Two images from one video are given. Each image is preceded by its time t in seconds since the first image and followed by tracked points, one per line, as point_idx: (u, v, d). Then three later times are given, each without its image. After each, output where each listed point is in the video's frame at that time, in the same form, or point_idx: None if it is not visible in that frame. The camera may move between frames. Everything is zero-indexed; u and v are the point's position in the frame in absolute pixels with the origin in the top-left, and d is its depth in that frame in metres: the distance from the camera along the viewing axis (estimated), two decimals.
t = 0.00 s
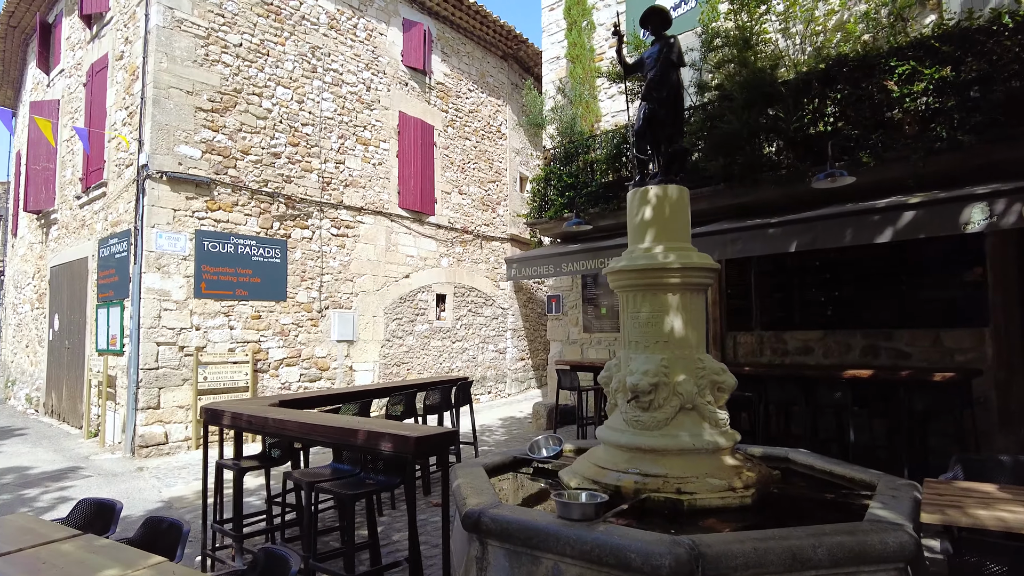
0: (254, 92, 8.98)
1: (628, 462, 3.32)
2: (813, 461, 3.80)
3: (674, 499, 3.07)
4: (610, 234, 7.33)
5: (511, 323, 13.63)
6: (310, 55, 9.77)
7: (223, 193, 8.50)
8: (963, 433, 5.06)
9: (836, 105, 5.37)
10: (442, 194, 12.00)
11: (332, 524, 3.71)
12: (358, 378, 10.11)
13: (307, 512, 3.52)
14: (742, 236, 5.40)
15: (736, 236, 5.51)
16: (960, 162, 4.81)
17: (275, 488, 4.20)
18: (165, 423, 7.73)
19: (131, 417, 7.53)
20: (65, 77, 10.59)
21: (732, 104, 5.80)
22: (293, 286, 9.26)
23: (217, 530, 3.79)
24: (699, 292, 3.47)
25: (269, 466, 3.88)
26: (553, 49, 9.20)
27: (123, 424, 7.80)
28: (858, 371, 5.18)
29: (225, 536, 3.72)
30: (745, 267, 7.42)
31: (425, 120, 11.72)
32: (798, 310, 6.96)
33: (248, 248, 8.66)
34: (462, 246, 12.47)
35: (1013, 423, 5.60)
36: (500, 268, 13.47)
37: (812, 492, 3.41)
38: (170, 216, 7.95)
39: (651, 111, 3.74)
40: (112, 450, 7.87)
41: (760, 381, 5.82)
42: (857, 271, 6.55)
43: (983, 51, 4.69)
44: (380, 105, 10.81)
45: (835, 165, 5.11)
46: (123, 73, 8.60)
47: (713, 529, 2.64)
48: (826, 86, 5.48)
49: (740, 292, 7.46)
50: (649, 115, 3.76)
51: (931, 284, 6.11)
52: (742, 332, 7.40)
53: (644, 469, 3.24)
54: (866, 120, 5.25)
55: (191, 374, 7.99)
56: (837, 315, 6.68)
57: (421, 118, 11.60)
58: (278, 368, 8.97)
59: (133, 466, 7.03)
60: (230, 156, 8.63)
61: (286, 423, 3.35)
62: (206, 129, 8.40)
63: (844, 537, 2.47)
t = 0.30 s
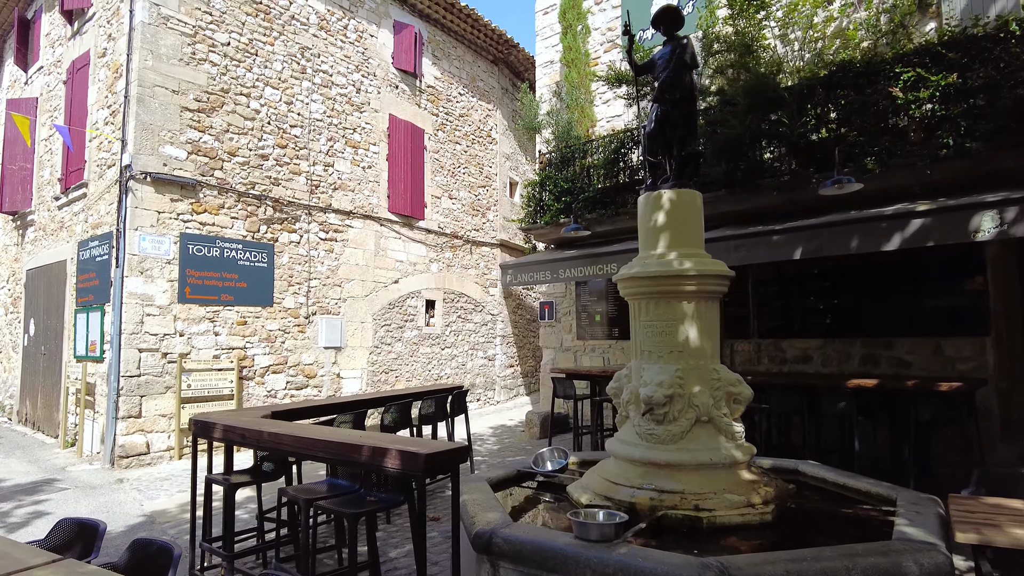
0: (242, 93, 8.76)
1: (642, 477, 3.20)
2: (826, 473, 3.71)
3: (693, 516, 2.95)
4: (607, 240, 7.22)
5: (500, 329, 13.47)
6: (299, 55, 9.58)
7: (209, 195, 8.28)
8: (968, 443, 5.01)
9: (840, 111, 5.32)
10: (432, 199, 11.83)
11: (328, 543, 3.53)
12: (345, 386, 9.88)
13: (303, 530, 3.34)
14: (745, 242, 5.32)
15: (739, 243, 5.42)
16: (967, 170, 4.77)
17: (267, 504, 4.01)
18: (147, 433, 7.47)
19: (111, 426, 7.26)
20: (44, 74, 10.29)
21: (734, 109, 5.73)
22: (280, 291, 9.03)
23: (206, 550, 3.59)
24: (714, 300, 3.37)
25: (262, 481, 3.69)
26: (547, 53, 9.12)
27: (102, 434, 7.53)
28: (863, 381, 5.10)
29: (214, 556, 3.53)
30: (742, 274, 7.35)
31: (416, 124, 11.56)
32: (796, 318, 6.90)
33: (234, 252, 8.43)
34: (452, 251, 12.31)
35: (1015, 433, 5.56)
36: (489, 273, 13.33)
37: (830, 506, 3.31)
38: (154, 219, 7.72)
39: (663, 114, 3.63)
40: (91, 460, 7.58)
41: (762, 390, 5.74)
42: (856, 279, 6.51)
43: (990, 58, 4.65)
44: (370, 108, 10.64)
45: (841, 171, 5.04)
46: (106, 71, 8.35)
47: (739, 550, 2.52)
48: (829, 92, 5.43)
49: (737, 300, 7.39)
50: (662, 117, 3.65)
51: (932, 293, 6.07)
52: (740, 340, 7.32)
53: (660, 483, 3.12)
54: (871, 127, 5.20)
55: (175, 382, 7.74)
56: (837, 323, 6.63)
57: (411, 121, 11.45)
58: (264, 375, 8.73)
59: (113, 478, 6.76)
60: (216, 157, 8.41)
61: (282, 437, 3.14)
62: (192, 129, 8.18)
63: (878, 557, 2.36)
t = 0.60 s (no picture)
0: (226, 92, 8.55)
1: (651, 488, 3.09)
2: (835, 483, 3.64)
3: (706, 528, 2.85)
4: (601, 243, 7.13)
5: (487, 334, 13.33)
6: (285, 54, 9.39)
7: (192, 196, 8.06)
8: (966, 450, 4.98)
9: (839, 115, 5.29)
10: (419, 201, 11.67)
11: (320, 559, 3.37)
12: (330, 393, 9.67)
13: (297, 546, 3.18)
14: (745, 247, 5.25)
15: (738, 247, 5.35)
16: (966, 176, 4.76)
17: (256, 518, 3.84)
18: (125, 441, 7.21)
19: (88, 434, 7.00)
20: (19, 70, 9.99)
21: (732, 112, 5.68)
22: (264, 295, 8.82)
23: (191, 566, 3.42)
24: (724, 306, 3.28)
25: (251, 494, 3.52)
26: (538, 55, 9.05)
27: (78, 442, 7.25)
28: (862, 387, 5.04)
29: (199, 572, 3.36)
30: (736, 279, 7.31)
31: (403, 125, 11.40)
32: (791, 323, 6.87)
33: (217, 254, 8.21)
34: (439, 254, 12.16)
35: (1010, 438, 5.57)
36: (476, 278, 13.19)
37: (842, 516, 3.23)
38: (135, 220, 7.48)
39: (672, 115, 3.54)
40: (65, 470, 7.30)
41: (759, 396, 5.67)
42: (851, 284, 6.50)
43: (990, 63, 4.64)
44: (357, 109, 10.46)
45: (840, 175, 5.00)
46: (85, 67, 8.10)
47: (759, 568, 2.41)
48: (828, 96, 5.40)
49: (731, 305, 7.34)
50: (670, 118, 3.57)
51: (927, 298, 6.06)
52: (733, 346, 7.27)
53: (671, 495, 3.02)
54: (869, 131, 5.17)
55: (155, 388, 7.49)
56: (831, 329, 6.60)
57: (399, 123, 11.29)
58: (247, 381, 8.51)
59: (89, 489, 6.51)
60: (199, 157, 8.19)
61: (276, 449, 2.98)
62: (174, 128, 7.96)
63: (904, 572, 2.27)
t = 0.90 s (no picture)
0: (208, 93, 8.36)
1: (655, 501, 2.98)
2: (837, 492, 3.57)
3: (715, 542, 2.75)
4: (592, 249, 7.05)
5: (473, 341, 13.18)
6: (270, 56, 9.22)
7: (173, 199, 7.85)
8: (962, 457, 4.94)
9: (834, 121, 5.26)
10: (405, 207, 11.52)
11: None
12: (314, 401, 9.46)
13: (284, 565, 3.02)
14: (741, 252, 5.19)
15: (733, 253, 5.29)
16: (962, 181, 4.73)
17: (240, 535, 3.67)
18: (101, 452, 6.95)
19: (61, 445, 6.73)
20: None
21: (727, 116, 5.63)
22: (247, 301, 8.61)
23: None
24: (728, 311, 3.18)
25: (235, 509, 3.35)
26: (526, 60, 8.98)
27: (51, 454, 6.98)
28: (859, 394, 4.99)
29: None
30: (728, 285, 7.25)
31: (389, 129, 11.26)
32: (783, 330, 6.82)
33: (198, 259, 8.00)
34: (425, 260, 12.00)
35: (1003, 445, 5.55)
36: (462, 284, 13.05)
37: (850, 527, 3.14)
38: (113, 223, 7.25)
39: (674, 115, 3.47)
40: (36, 483, 7.03)
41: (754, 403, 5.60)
42: (844, 290, 6.47)
43: (986, 69, 4.64)
44: (342, 112, 10.30)
45: (837, 179, 4.95)
46: (61, 65, 7.86)
47: None
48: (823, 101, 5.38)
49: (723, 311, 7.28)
50: (672, 119, 3.49)
51: (920, 304, 6.04)
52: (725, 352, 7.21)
53: (677, 507, 2.91)
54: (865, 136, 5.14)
55: (133, 398, 7.24)
56: (824, 335, 6.56)
57: (385, 127, 11.14)
58: (229, 390, 8.28)
59: (62, 503, 6.25)
60: (181, 160, 7.98)
61: (263, 463, 2.83)
62: (155, 129, 7.75)
63: None
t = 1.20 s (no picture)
0: (190, 96, 8.21)
1: (655, 517, 2.93)
2: (833, 505, 3.55)
3: (717, 559, 2.70)
4: (581, 256, 7.02)
5: (457, 349, 13.07)
6: (252, 60, 9.08)
7: (152, 205, 7.68)
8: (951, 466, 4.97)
9: (823, 131, 5.30)
10: (389, 213, 11.40)
11: None
12: (296, 411, 9.29)
13: None
14: (731, 261, 5.19)
15: (724, 262, 5.29)
16: (950, 193, 4.77)
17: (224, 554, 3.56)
18: (75, 466, 6.72)
19: (33, 459, 6.49)
20: None
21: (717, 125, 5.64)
22: (228, 309, 8.43)
23: None
24: (727, 323, 3.15)
25: (220, 528, 3.22)
26: (513, 67, 8.96)
27: (22, 467, 6.74)
28: (850, 403, 4.99)
29: None
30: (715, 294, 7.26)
31: (373, 135, 11.14)
32: (770, 339, 6.84)
33: (178, 266, 7.83)
34: (409, 267, 11.89)
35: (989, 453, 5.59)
36: (446, 291, 12.96)
37: (848, 541, 3.10)
38: (90, 230, 7.05)
39: (671, 124, 3.44)
40: (6, 498, 6.78)
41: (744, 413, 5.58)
42: (831, 299, 6.50)
43: (973, 81, 4.69)
44: (326, 117, 10.17)
45: (827, 189, 4.97)
46: (36, 66, 7.65)
47: None
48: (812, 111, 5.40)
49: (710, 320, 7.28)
50: (668, 127, 3.46)
51: (906, 314, 6.08)
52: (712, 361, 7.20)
53: (678, 523, 2.86)
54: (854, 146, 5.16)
55: (109, 409, 7.04)
56: (811, 344, 6.59)
57: (369, 133, 11.03)
58: (209, 400, 8.09)
59: (34, 519, 6.02)
60: (160, 164, 7.81)
61: (251, 482, 2.73)
62: (134, 133, 7.57)
63: None
